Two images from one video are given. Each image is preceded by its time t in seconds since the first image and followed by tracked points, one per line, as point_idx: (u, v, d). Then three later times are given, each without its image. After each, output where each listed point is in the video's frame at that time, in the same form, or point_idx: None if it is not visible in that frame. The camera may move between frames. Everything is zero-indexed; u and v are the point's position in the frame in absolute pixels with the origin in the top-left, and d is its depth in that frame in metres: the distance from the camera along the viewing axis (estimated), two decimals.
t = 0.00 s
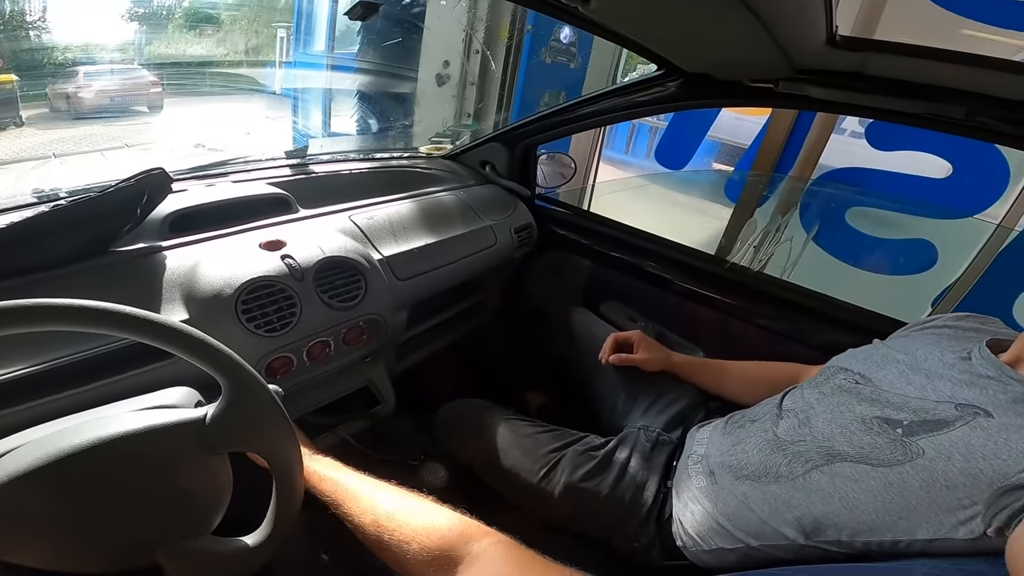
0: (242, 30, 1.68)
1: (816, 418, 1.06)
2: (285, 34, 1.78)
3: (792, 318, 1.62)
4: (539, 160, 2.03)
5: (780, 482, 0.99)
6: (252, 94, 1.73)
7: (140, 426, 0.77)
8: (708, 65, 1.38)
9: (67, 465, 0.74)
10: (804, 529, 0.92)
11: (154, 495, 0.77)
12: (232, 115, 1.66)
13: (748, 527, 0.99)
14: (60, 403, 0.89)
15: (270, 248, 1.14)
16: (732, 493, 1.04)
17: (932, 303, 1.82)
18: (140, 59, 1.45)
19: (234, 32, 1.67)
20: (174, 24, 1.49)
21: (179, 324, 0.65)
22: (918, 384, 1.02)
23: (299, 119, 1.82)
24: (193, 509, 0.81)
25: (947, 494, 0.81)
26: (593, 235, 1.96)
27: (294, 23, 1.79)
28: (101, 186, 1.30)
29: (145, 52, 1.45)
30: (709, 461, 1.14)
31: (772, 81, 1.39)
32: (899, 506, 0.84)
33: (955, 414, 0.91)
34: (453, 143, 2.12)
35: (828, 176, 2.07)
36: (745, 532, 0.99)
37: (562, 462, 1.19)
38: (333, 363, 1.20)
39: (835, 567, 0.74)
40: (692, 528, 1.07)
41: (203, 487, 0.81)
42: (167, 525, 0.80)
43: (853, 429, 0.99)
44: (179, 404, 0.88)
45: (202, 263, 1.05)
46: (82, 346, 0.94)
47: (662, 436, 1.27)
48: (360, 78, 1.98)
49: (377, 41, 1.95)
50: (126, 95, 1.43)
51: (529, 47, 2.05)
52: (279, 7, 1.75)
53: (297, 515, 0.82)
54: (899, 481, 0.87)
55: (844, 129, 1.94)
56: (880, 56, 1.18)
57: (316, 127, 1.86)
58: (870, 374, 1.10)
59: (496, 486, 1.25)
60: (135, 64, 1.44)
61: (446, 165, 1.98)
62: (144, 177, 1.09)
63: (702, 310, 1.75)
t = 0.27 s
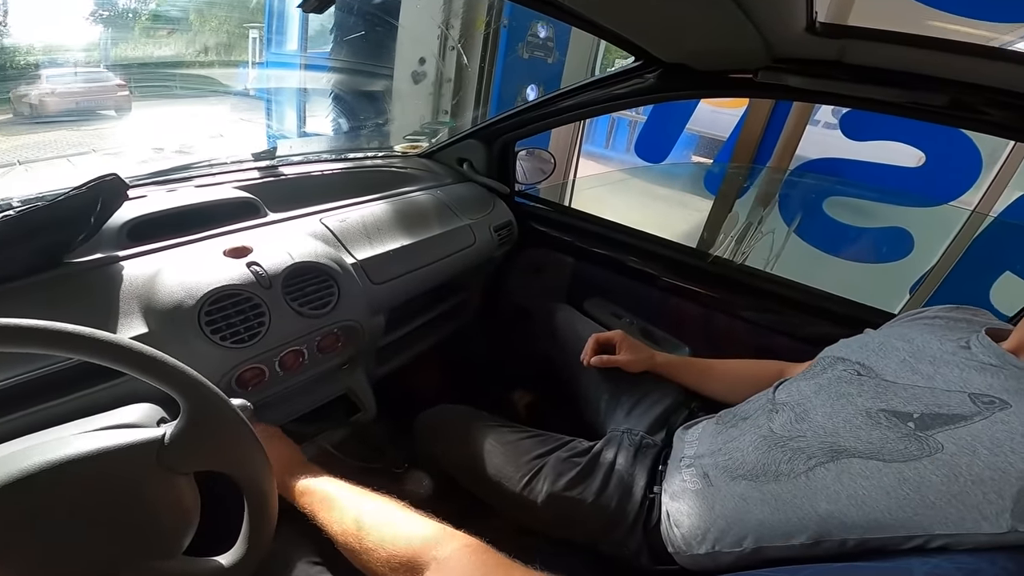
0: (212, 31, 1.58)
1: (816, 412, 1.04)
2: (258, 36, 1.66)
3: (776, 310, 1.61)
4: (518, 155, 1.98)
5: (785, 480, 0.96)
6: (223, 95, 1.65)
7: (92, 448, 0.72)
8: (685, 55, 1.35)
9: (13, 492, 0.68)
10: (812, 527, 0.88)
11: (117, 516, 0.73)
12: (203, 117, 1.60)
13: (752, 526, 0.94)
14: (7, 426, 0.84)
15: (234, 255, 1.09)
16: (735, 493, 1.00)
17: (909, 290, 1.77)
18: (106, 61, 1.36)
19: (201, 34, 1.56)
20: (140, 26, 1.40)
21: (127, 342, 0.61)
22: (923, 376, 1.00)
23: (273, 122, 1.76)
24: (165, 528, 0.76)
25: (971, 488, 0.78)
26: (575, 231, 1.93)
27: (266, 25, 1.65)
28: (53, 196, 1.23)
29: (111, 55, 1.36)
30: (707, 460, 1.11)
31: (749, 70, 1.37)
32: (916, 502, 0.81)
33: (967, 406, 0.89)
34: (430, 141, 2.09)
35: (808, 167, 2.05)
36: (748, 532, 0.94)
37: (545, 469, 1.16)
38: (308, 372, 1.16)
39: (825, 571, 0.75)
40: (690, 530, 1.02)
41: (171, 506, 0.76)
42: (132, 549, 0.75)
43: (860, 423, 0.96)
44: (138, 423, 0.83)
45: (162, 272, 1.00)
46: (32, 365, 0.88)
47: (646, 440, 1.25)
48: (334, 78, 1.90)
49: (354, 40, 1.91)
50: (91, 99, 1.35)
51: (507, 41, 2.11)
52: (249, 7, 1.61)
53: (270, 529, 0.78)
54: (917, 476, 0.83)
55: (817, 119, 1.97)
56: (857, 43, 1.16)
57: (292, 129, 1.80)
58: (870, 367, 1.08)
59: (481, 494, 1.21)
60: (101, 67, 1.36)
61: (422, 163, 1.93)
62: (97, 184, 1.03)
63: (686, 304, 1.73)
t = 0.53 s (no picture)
0: (182, 33, 1.58)
1: (799, 400, 1.04)
2: (230, 37, 1.65)
3: (756, 300, 1.62)
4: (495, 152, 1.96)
5: (769, 468, 0.96)
6: (194, 98, 1.63)
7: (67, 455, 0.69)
8: (654, 47, 1.35)
9: None
10: (799, 516, 0.88)
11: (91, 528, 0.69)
12: (175, 121, 1.57)
13: (739, 515, 0.94)
14: None
15: (202, 260, 1.08)
16: (719, 482, 1.00)
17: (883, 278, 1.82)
18: (74, 66, 1.34)
19: (173, 35, 1.56)
20: (109, 30, 1.40)
21: (93, 353, 0.59)
22: (904, 361, 1.00)
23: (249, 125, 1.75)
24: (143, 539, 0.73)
25: (960, 475, 0.78)
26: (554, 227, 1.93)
27: (239, 26, 1.64)
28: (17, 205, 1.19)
29: (79, 58, 1.34)
30: (690, 450, 1.11)
31: (719, 62, 1.37)
32: (902, 488, 0.81)
33: (950, 390, 0.90)
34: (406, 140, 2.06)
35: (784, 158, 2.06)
36: (734, 521, 0.94)
37: (526, 467, 1.16)
38: (284, 377, 1.14)
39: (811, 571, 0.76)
40: (676, 520, 1.02)
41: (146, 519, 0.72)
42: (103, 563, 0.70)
43: (843, 410, 0.97)
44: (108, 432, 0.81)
45: (130, 278, 0.99)
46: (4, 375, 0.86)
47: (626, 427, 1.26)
48: (307, 78, 1.93)
49: (324, 36, 1.91)
50: (59, 104, 1.31)
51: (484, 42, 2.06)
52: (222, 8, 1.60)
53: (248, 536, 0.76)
54: (904, 463, 0.83)
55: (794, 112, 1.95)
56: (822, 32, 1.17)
57: (268, 130, 1.80)
58: (852, 354, 1.09)
59: (464, 493, 1.20)
60: (68, 71, 1.33)
61: (399, 163, 1.92)
62: (58, 191, 1.01)
63: (665, 297, 1.74)
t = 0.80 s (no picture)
0: (155, 38, 1.52)
1: (774, 385, 1.06)
2: (204, 40, 1.62)
3: (734, 292, 1.63)
4: (473, 151, 1.97)
5: (749, 453, 0.97)
6: (168, 104, 1.61)
7: (48, 458, 0.67)
8: (621, 45, 1.36)
9: None
10: (782, 501, 0.89)
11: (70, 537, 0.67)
12: (149, 127, 1.55)
13: (722, 501, 0.95)
14: None
15: (176, 267, 1.07)
16: (700, 468, 1.01)
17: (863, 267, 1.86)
18: (43, 72, 1.32)
19: (144, 41, 1.51)
20: (77, 37, 1.36)
21: (71, 362, 0.59)
22: (875, 344, 1.02)
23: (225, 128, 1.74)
24: (123, 546, 0.70)
25: (939, 458, 0.79)
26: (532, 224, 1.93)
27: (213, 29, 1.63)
28: None
29: (48, 65, 1.32)
30: (670, 438, 1.12)
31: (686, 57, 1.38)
32: (883, 471, 0.82)
33: (922, 372, 0.92)
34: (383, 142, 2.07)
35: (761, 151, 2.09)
36: (717, 508, 0.95)
37: (511, 462, 1.16)
38: (265, 381, 1.13)
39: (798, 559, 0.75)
40: (661, 508, 1.03)
41: (127, 528, 0.70)
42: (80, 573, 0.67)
43: (819, 394, 0.98)
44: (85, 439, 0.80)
45: (103, 286, 0.98)
46: None
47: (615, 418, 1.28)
48: (284, 83, 1.90)
49: (299, 40, 1.91)
50: (29, 112, 1.31)
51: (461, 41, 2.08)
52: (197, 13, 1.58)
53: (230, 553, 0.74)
54: (883, 446, 0.85)
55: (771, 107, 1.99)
56: (784, 27, 1.18)
57: (245, 134, 1.79)
58: (824, 339, 1.11)
59: (450, 490, 1.20)
60: (38, 78, 1.32)
61: (377, 164, 1.91)
62: (27, 201, 1.01)
63: (645, 291, 1.75)
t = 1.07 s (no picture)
0: (136, 42, 1.52)
1: (763, 379, 1.07)
2: (186, 44, 1.62)
3: (724, 289, 1.65)
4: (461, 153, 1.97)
5: (739, 447, 0.98)
6: (150, 108, 1.61)
7: (50, 466, 0.68)
8: (606, 46, 1.37)
9: None
10: (772, 493, 0.90)
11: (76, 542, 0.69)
12: (133, 133, 1.54)
13: (713, 494, 0.96)
14: None
15: (167, 273, 1.07)
16: (693, 463, 1.02)
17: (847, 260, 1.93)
18: (21, 78, 1.31)
19: (125, 47, 1.51)
20: (56, 42, 1.35)
21: (69, 371, 0.59)
22: (861, 337, 1.04)
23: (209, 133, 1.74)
24: (127, 551, 0.73)
25: (924, 447, 0.81)
26: (520, 224, 1.93)
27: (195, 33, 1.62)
28: None
29: (25, 71, 1.31)
30: (663, 433, 1.13)
31: (670, 57, 1.39)
32: (870, 462, 0.84)
33: (906, 363, 0.93)
34: (371, 145, 2.07)
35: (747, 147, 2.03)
36: (709, 500, 0.96)
37: (509, 460, 1.17)
38: (259, 387, 1.13)
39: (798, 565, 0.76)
40: (656, 501, 1.04)
41: (130, 531, 0.72)
42: None
43: (805, 387, 1.00)
44: (84, 446, 0.80)
45: (94, 294, 0.97)
46: None
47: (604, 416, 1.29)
48: (270, 86, 1.88)
49: (286, 44, 1.89)
50: (5, 118, 1.30)
51: (447, 40, 2.04)
52: (178, 16, 1.58)
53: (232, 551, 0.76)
54: (870, 437, 0.86)
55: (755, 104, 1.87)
56: (766, 27, 1.20)
57: (230, 137, 1.80)
58: (811, 332, 1.12)
59: (447, 489, 1.20)
60: (15, 84, 1.31)
61: (366, 168, 1.91)
62: (14, 210, 1.01)
63: (636, 289, 1.75)
